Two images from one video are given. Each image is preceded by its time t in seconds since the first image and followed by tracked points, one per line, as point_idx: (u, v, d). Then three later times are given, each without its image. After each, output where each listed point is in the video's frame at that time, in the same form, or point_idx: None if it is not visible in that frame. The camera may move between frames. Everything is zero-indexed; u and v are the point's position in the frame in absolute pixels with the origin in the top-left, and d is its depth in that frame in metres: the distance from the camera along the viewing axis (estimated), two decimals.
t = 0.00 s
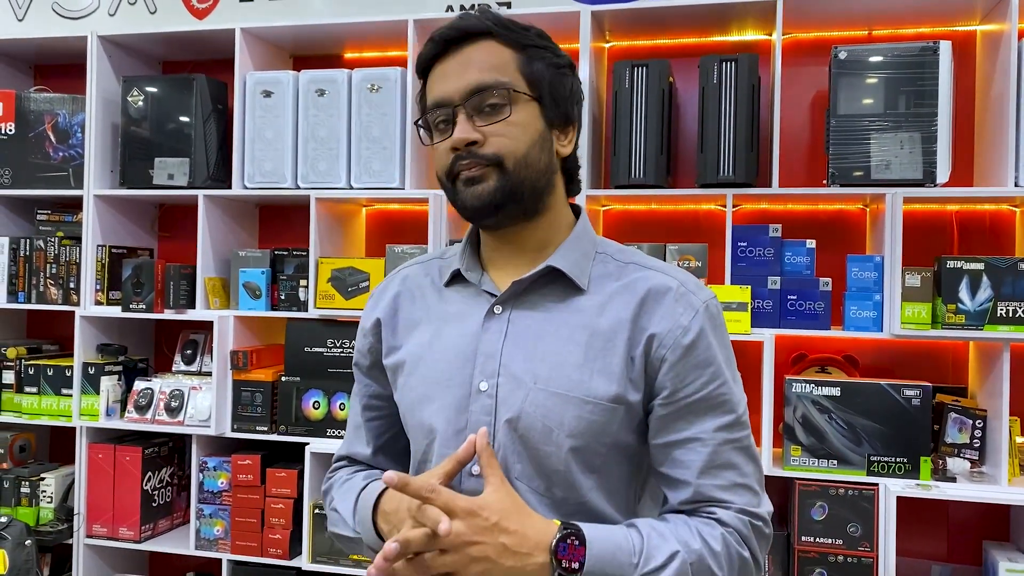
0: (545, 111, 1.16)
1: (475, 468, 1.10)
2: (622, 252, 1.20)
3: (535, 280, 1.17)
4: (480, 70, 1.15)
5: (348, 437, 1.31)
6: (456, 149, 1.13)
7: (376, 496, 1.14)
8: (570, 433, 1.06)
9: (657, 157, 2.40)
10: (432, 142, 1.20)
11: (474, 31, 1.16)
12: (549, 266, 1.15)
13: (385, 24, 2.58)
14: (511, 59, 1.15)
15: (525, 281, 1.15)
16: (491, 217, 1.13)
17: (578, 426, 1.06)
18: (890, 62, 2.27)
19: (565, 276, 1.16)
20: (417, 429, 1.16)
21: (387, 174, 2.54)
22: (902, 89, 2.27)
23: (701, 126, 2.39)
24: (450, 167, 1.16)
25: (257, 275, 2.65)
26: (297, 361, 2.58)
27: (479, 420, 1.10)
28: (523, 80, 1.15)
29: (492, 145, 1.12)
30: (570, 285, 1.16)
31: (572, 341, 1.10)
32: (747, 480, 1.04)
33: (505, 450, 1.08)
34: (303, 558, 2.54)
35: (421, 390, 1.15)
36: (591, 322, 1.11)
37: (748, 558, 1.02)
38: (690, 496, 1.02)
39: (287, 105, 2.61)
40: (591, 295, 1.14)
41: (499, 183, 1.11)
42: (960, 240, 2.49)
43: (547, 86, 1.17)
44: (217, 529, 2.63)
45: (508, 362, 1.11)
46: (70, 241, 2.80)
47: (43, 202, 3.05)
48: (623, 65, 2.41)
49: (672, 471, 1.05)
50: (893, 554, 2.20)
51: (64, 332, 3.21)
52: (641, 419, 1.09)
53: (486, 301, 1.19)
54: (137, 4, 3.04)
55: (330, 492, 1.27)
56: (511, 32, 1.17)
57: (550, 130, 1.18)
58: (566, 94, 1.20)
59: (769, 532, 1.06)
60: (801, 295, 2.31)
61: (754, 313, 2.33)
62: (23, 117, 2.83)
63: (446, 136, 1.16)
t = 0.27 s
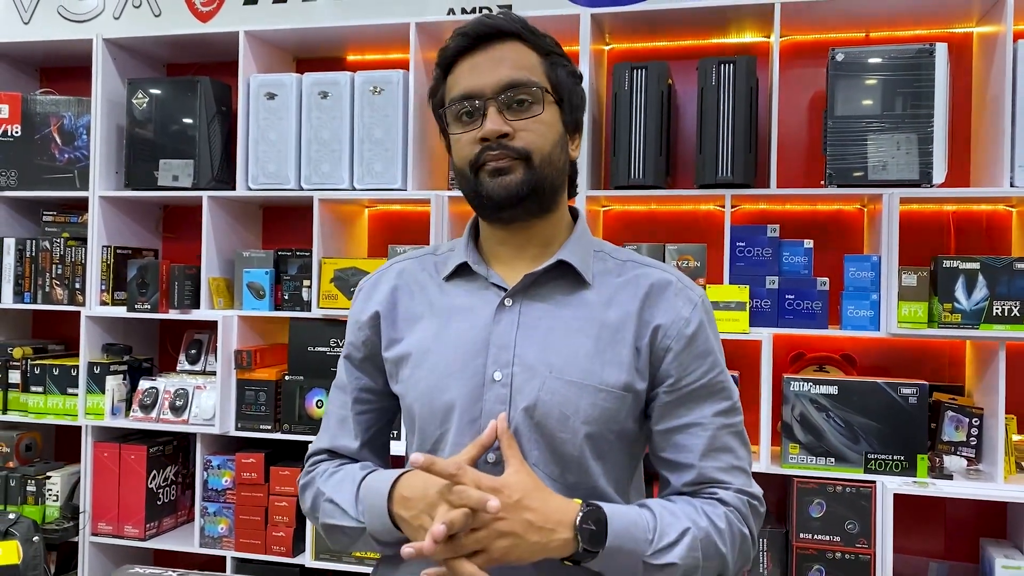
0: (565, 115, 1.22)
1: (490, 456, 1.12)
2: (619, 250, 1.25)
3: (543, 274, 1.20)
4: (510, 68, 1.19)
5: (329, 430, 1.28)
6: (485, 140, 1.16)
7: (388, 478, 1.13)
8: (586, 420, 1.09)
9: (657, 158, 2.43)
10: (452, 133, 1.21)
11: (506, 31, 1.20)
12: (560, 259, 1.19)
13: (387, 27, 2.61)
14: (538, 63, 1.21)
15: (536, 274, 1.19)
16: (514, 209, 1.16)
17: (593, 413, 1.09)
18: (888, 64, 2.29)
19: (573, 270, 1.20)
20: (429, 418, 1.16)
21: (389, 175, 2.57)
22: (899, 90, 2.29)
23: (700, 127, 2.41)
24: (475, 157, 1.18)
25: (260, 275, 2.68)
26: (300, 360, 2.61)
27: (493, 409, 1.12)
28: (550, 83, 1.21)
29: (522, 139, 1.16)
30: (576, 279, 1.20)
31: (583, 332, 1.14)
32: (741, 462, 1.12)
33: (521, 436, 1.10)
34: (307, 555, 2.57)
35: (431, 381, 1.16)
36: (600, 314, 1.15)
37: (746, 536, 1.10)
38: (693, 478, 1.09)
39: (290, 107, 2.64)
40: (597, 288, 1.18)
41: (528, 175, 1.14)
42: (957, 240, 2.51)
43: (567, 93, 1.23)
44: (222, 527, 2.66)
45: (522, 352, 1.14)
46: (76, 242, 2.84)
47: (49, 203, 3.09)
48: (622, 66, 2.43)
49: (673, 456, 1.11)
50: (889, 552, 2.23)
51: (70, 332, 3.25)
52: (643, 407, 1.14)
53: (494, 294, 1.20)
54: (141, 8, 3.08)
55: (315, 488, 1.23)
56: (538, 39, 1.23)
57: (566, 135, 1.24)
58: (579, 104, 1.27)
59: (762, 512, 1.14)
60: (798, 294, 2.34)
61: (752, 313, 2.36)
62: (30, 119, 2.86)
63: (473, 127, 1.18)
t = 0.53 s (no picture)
0: (570, 127, 1.24)
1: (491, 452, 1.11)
2: (610, 254, 1.27)
3: (541, 273, 1.20)
4: (525, 71, 1.19)
5: (311, 426, 1.21)
6: (497, 139, 1.16)
7: (392, 469, 1.09)
8: (586, 415, 1.10)
9: (656, 161, 2.44)
10: (461, 129, 1.20)
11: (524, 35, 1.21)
12: (559, 259, 1.19)
13: (387, 32, 2.63)
14: (550, 71, 1.23)
15: (535, 272, 1.19)
16: (518, 211, 1.16)
17: (593, 408, 1.10)
18: (887, 69, 2.30)
19: (569, 269, 1.20)
20: (431, 414, 1.13)
21: (390, 179, 2.59)
22: (896, 95, 2.30)
23: (699, 131, 2.43)
24: (484, 155, 1.17)
25: (262, 279, 2.70)
26: (300, 363, 2.62)
27: (494, 406, 1.11)
28: (560, 93, 1.22)
29: (532, 143, 1.16)
30: (573, 278, 1.21)
31: (581, 330, 1.14)
32: (737, 457, 1.13)
33: (522, 432, 1.10)
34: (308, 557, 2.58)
35: (432, 378, 1.14)
36: (597, 312, 1.16)
37: (746, 527, 1.11)
38: (693, 473, 1.09)
39: (291, 112, 2.65)
40: (593, 288, 1.19)
41: (534, 180, 1.15)
42: (955, 244, 2.53)
43: (574, 105, 1.25)
44: (222, 529, 2.67)
45: (523, 349, 1.13)
46: (78, 246, 2.85)
47: (51, 206, 3.10)
48: (622, 71, 2.44)
49: (672, 451, 1.12)
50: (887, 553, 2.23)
51: (72, 335, 3.27)
52: (639, 406, 1.15)
53: (493, 293, 1.19)
54: (143, 13, 3.10)
55: (295, 486, 1.16)
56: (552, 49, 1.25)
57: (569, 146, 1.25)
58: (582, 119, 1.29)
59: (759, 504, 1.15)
60: (796, 298, 2.35)
61: (751, 317, 2.37)
62: (32, 124, 2.87)
63: (484, 125, 1.18)
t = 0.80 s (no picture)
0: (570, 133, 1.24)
1: (483, 451, 1.09)
2: (604, 252, 1.25)
3: (533, 271, 1.19)
4: (530, 74, 1.19)
5: (301, 422, 1.17)
6: (495, 137, 1.16)
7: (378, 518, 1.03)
8: (578, 412, 1.08)
9: (655, 165, 2.44)
10: (461, 125, 1.20)
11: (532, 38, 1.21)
12: (551, 256, 1.18)
13: (388, 35, 2.63)
14: (556, 76, 1.22)
15: (526, 270, 1.17)
16: (510, 210, 1.15)
17: (585, 405, 1.08)
18: (887, 72, 2.31)
19: (562, 267, 1.19)
20: (423, 413, 1.11)
21: (390, 182, 2.59)
22: (895, 99, 2.31)
23: (698, 134, 2.43)
24: (481, 152, 1.17)
25: (261, 282, 2.70)
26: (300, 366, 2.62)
27: (485, 405, 1.09)
28: (563, 98, 1.22)
29: (529, 145, 1.16)
30: (566, 276, 1.19)
31: (573, 327, 1.12)
32: (740, 451, 1.08)
33: (514, 432, 1.08)
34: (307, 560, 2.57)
35: (424, 377, 1.12)
36: (589, 310, 1.14)
37: (753, 521, 1.06)
38: (693, 472, 1.05)
39: (291, 115, 2.66)
40: (585, 285, 1.17)
41: (528, 182, 1.15)
42: (954, 247, 2.53)
43: (576, 112, 1.25)
44: (222, 532, 2.67)
45: (514, 347, 1.11)
46: (78, 248, 2.85)
47: (52, 209, 3.11)
48: (621, 75, 2.45)
49: (672, 451, 1.08)
50: (887, 556, 2.23)
51: (72, 338, 3.27)
52: (634, 403, 1.12)
53: (485, 292, 1.18)
54: (144, 16, 3.10)
55: (279, 494, 1.12)
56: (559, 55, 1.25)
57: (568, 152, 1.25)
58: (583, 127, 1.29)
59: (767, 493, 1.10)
60: (797, 301, 2.35)
61: (751, 320, 2.38)
62: (32, 126, 2.88)
63: (484, 123, 1.18)
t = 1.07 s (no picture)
0: (566, 135, 1.23)
1: (471, 456, 1.06)
2: (599, 248, 1.21)
3: (523, 272, 1.16)
4: (527, 74, 1.19)
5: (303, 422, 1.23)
6: (490, 135, 1.16)
7: None
8: (570, 417, 1.04)
9: (656, 167, 2.44)
10: (457, 123, 1.21)
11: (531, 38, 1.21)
12: (540, 257, 1.15)
13: (389, 37, 2.63)
14: (554, 78, 1.22)
15: (516, 272, 1.15)
16: (503, 209, 1.16)
17: (577, 410, 1.05)
18: (888, 74, 2.31)
19: (551, 267, 1.16)
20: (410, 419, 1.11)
21: (391, 183, 2.59)
22: (895, 101, 2.31)
23: (699, 136, 2.43)
24: (476, 150, 1.17)
25: (262, 283, 2.70)
26: (300, 367, 2.62)
27: (475, 409, 1.07)
28: (560, 99, 1.22)
29: (524, 145, 1.16)
30: (558, 277, 1.15)
31: (565, 331, 1.09)
32: (758, 433, 1.06)
33: (503, 438, 1.05)
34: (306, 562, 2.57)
35: (414, 382, 1.11)
36: (582, 312, 1.10)
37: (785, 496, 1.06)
38: (717, 467, 1.04)
39: (293, 116, 2.66)
40: (578, 285, 1.14)
41: (521, 182, 1.15)
42: (954, 249, 2.53)
43: (573, 115, 1.25)
44: (222, 533, 2.68)
45: (505, 351, 1.09)
46: (79, 249, 2.85)
47: (53, 210, 3.11)
48: (622, 77, 2.45)
49: (695, 449, 1.05)
50: (886, 559, 2.23)
51: (74, 339, 3.27)
52: (632, 405, 1.09)
53: (475, 295, 1.16)
54: (146, 18, 3.11)
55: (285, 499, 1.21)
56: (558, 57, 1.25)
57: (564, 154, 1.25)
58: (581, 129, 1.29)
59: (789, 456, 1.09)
60: (796, 303, 2.35)
61: (751, 322, 2.38)
62: (34, 127, 2.88)
63: (480, 122, 1.18)
